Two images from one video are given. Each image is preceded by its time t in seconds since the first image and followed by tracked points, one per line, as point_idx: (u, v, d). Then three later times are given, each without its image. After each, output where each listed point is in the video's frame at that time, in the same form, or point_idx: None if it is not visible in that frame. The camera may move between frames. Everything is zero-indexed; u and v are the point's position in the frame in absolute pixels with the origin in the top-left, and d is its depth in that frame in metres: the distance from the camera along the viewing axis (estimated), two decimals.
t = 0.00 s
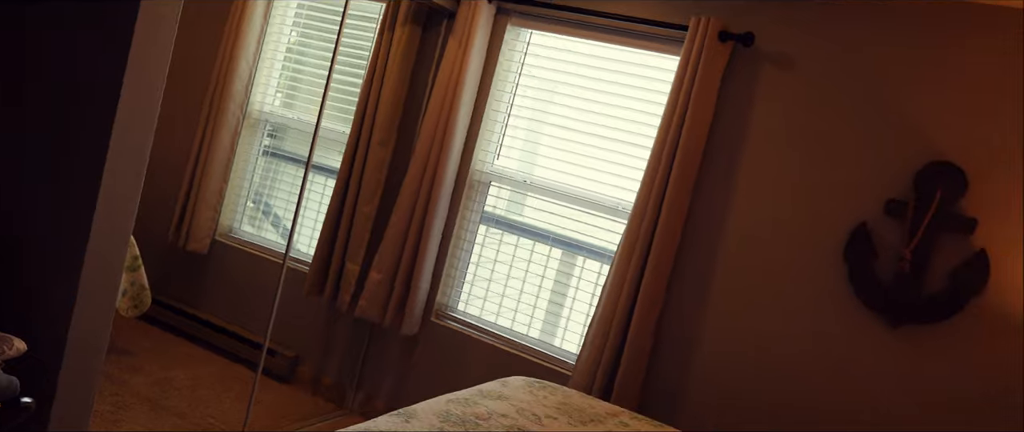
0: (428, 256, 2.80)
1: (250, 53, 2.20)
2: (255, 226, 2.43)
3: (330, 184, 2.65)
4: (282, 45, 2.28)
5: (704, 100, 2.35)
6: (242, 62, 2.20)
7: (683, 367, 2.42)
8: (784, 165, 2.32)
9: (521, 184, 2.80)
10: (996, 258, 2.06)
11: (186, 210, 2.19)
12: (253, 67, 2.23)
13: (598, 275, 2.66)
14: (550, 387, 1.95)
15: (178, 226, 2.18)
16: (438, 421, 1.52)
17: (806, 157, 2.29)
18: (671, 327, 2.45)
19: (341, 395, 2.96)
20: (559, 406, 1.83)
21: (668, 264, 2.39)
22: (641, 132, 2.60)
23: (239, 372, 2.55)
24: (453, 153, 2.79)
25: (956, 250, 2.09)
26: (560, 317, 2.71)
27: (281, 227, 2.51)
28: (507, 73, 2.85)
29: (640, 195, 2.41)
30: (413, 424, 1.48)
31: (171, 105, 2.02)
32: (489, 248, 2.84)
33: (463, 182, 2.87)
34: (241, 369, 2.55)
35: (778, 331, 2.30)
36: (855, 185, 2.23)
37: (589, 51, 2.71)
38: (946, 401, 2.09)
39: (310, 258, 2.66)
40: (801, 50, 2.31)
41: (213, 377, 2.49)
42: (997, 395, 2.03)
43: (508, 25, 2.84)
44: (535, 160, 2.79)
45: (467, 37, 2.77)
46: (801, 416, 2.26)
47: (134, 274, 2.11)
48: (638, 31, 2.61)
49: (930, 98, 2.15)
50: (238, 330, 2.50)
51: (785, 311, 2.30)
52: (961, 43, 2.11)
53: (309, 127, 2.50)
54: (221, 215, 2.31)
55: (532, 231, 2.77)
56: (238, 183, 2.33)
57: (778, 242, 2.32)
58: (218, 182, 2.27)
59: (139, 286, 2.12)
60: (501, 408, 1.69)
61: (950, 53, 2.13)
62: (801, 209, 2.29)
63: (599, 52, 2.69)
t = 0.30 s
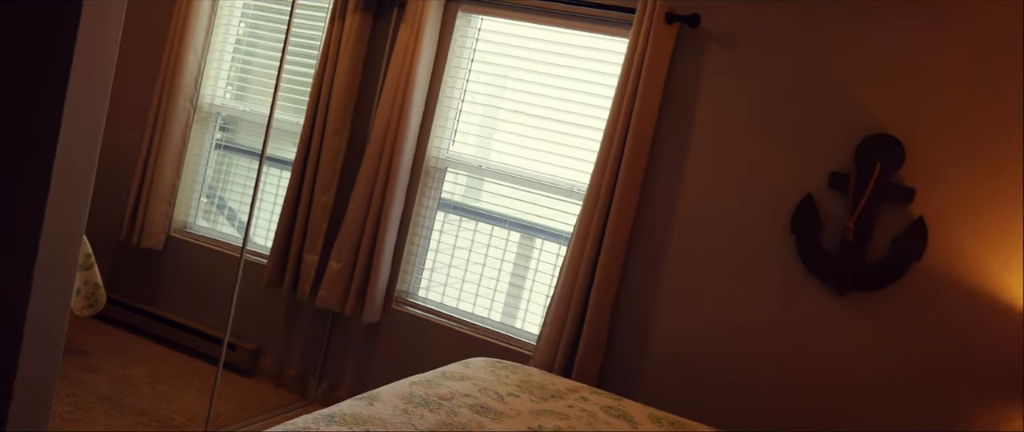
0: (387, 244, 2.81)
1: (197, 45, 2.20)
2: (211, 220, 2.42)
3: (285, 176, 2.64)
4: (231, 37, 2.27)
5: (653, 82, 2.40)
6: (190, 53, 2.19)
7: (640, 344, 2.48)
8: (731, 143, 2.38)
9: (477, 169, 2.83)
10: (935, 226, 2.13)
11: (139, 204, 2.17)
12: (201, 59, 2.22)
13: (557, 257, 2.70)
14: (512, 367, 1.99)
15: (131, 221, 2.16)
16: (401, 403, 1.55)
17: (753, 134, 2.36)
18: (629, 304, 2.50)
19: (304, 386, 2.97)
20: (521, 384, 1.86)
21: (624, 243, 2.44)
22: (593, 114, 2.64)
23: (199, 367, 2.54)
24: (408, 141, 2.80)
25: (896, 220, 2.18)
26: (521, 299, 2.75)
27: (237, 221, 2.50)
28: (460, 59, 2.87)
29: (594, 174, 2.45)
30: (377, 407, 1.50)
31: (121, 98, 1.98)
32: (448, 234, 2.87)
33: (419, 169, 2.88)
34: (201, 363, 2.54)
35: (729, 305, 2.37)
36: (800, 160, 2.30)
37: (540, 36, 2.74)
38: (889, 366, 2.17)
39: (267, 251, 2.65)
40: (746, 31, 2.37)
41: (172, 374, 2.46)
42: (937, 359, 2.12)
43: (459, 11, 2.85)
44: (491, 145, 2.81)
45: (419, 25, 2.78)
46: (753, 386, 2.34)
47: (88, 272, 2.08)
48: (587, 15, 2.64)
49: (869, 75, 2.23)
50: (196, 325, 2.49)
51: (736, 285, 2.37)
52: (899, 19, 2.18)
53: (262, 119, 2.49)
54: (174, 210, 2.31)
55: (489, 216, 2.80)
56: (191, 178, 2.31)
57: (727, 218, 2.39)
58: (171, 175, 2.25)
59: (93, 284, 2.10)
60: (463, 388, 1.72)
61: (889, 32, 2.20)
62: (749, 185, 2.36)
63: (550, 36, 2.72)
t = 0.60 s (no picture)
0: (340, 233, 2.81)
1: (137, 38, 2.15)
2: (157, 217, 2.39)
3: (233, 169, 2.63)
4: (171, 29, 2.24)
5: (598, 64, 2.44)
6: (129, 46, 2.14)
7: (594, 322, 2.53)
8: (675, 121, 2.44)
9: (427, 156, 2.84)
10: (870, 196, 2.22)
11: (82, 201, 2.14)
12: (141, 51, 2.18)
13: (510, 240, 2.73)
14: (469, 349, 2.01)
15: (75, 219, 2.12)
16: (359, 389, 1.56)
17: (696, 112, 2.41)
18: (582, 282, 2.55)
19: (261, 379, 2.96)
20: (478, 365, 1.89)
21: (574, 224, 2.48)
22: (540, 97, 2.67)
23: (154, 366, 2.49)
24: (357, 130, 2.79)
25: (833, 192, 2.26)
26: (476, 282, 2.77)
27: (185, 217, 2.47)
28: (405, 46, 2.87)
29: (544, 155, 2.49)
30: (335, 392, 1.51)
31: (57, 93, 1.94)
32: (401, 221, 2.88)
33: (368, 157, 2.88)
34: (155, 361, 2.50)
35: (678, 280, 2.44)
36: (742, 137, 2.37)
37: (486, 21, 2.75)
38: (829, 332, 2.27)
39: (218, 246, 2.63)
40: (685, 12, 2.42)
41: (124, 372, 2.43)
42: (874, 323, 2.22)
43: None
44: (440, 131, 2.83)
45: (363, 13, 2.77)
46: (704, 357, 2.41)
47: (32, 274, 2.03)
48: None
49: (805, 53, 2.30)
50: (146, 323, 2.46)
51: (684, 260, 2.43)
52: None
53: (207, 112, 2.45)
54: (120, 207, 2.27)
55: (441, 201, 2.82)
56: (136, 174, 2.28)
57: (673, 195, 2.45)
58: (114, 172, 2.22)
59: (38, 285, 2.06)
60: (420, 371, 1.75)
61: (824, 11, 2.27)
62: (694, 162, 2.42)
63: (495, 21, 2.73)
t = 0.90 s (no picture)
0: (289, 226, 2.79)
1: (70, 34, 2.09)
2: (100, 217, 2.31)
3: (176, 165, 2.60)
4: (106, 24, 2.16)
5: (540, 50, 2.47)
6: (62, 43, 2.09)
7: (547, 303, 2.57)
8: (617, 102, 2.48)
9: (375, 144, 2.83)
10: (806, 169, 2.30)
11: (20, 201, 2.08)
12: (75, 48, 2.11)
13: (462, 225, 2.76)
14: (422, 334, 2.03)
15: (13, 220, 2.08)
16: (313, 376, 1.57)
17: (637, 93, 2.46)
18: (534, 264, 2.58)
19: (215, 375, 2.93)
20: (433, 350, 1.91)
21: (523, 207, 2.51)
22: (486, 83, 2.69)
23: (103, 367, 2.45)
24: (302, 121, 2.77)
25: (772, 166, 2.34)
26: (429, 269, 2.79)
27: (129, 215, 2.42)
28: (348, 34, 2.84)
29: (491, 140, 2.51)
30: (289, 381, 1.52)
31: None
32: (351, 210, 2.87)
33: (315, 148, 2.86)
34: (103, 362, 2.45)
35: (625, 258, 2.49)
36: (683, 116, 2.42)
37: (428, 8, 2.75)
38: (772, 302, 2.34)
39: (164, 243, 2.58)
40: None
41: (73, 375, 2.37)
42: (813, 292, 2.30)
43: None
44: (387, 119, 2.82)
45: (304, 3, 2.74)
46: (654, 332, 2.47)
47: None
48: None
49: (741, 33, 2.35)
50: (94, 324, 2.41)
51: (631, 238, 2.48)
52: None
53: (147, 107, 2.40)
54: (61, 204, 2.20)
55: (390, 189, 2.82)
56: (76, 171, 2.21)
57: (618, 175, 2.49)
58: (52, 171, 2.15)
59: None
60: (374, 357, 1.76)
61: None
62: (637, 142, 2.47)
63: (438, 7, 2.73)
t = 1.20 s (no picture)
0: (242, 222, 2.76)
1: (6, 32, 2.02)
2: (45, 220, 2.24)
3: (122, 165, 2.55)
4: (41, 22, 2.11)
5: (487, 37, 2.48)
6: None
7: (504, 288, 2.60)
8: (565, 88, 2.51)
9: (326, 138, 2.82)
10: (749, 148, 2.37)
11: None
12: (13, 46, 2.04)
13: (416, 216, 2.77)
14: (380, 324, 2.04)
15: None
16: (270, 370, 1.57)
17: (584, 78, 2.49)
18: (489, 251, 2.61)
19: (171, 376, 2.91)
20: (391, 339, 1.92)
21: (476, 195, 2.53)
22: (435, 73, 2.69)
23: (53, 373, 2.36)
24: (250, 116, 2.74)
25: (717, 146, 2.40)
26: (386, 260, 2.79)
27: (76, 218, 2.37)
28: (294, 28, 2.82)
29: (441, 130, 2.52)
30: (247, 376, 1.52)
31: None
32: (304, 205, 2.86)
33: (264, 143, 2.84)
34: (54, 368, 2.36)
35: (579, 241, 2.53)
36: (631, 100, 2.46)
37: None
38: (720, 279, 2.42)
39: (112, 244, 2.55)
40: None
41: (24, 383, 2.27)
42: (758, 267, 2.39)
43: None
44: (337, 111, 2.81)
45: None
46: (609, 312, 2.52)
47: None
48: None
49: (681, 17, 2.41)
50: (47, 330, 2.29)
51: (584, 222, 2.52)
52: None
53: (88, 107, 2.35)
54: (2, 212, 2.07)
55: (343, 182, 2.81)
56: (17, 175, 2.11)
57: (569, 160, 2.52)
58: None
59: None
60: (332, 349, 1.77)
61: None
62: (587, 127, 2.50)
63: None
